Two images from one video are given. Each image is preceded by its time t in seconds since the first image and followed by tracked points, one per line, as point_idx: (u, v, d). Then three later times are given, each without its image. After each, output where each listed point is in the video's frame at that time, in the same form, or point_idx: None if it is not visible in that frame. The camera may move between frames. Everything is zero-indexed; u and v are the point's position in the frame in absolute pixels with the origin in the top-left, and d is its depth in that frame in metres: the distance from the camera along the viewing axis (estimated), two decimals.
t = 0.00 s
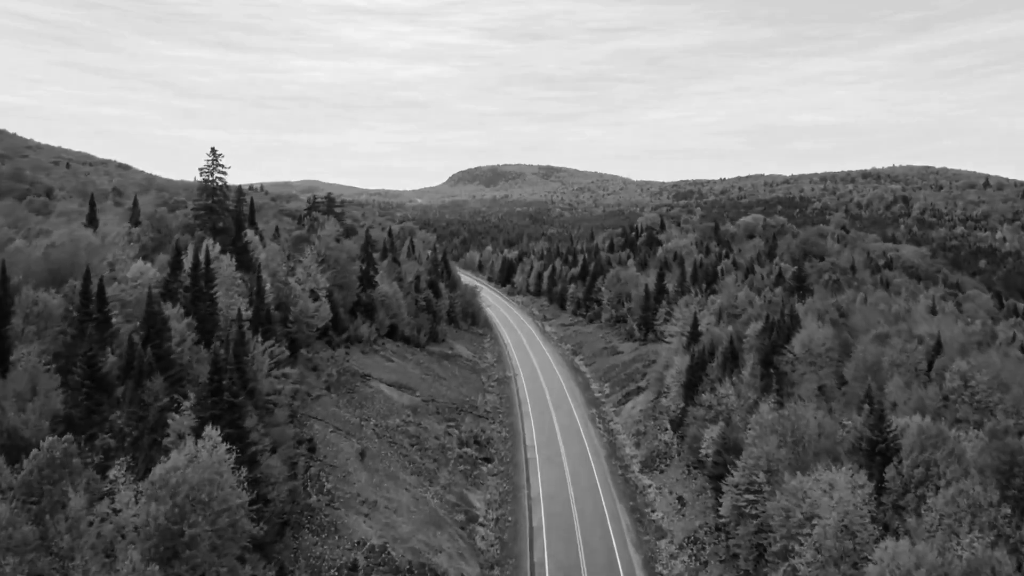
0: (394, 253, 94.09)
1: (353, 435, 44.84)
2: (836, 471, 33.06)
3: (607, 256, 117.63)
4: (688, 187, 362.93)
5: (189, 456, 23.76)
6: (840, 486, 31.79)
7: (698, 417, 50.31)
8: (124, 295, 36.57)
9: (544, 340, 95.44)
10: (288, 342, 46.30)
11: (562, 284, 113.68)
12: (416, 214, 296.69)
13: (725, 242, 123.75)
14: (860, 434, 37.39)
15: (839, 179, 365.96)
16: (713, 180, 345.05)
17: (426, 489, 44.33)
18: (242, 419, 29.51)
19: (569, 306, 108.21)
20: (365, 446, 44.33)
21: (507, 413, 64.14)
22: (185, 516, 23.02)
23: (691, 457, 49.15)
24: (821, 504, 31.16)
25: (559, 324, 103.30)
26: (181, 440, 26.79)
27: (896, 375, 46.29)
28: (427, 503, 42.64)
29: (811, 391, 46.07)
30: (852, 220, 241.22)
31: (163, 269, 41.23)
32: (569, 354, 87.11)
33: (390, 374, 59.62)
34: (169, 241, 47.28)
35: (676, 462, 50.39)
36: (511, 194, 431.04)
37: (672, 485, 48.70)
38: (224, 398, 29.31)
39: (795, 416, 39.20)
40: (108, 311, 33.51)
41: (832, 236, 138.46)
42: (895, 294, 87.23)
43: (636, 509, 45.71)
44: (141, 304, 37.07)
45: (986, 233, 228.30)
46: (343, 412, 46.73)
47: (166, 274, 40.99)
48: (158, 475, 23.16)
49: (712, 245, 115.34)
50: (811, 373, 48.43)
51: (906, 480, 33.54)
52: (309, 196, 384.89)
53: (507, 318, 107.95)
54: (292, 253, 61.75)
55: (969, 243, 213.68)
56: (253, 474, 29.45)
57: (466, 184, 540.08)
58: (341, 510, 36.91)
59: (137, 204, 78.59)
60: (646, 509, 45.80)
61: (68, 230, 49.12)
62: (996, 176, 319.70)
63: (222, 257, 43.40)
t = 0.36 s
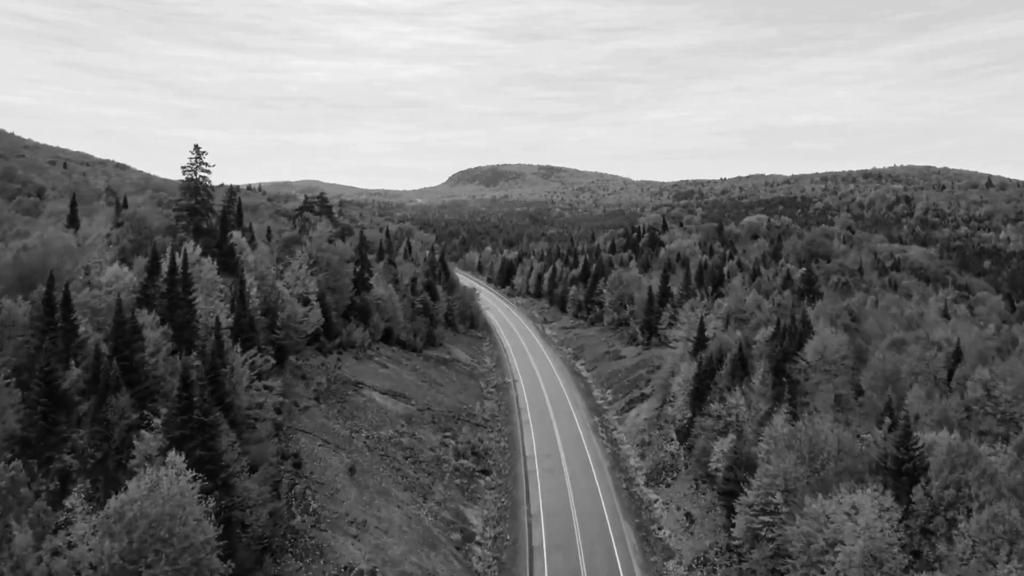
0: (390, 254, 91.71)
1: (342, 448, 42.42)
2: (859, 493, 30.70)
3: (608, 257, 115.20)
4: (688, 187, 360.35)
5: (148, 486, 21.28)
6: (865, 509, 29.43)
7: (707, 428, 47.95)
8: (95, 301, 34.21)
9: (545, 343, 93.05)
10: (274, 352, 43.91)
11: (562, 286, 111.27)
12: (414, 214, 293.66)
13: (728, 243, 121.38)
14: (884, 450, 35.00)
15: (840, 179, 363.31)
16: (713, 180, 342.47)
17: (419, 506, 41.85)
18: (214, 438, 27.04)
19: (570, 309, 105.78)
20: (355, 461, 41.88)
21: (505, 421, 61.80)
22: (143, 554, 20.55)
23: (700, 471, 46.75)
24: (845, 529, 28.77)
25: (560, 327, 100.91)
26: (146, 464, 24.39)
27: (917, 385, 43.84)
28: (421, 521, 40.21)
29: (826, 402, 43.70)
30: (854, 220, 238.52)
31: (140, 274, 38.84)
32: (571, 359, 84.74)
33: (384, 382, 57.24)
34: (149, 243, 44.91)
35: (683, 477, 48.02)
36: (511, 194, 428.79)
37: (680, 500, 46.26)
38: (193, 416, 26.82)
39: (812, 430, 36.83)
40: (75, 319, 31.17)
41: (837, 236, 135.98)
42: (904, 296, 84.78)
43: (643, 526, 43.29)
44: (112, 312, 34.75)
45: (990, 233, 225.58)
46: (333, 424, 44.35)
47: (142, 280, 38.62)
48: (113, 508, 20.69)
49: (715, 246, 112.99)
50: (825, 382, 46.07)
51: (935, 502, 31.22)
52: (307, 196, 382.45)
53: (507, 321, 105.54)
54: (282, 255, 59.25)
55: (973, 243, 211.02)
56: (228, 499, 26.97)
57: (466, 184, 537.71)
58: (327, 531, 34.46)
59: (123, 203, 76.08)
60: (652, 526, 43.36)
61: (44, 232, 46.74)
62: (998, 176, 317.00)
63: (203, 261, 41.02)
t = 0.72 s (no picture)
0: (386, 256, 88.91)
1: (329, 465, 39.69)
2: (890, 520, 27.99)
3: (610, 258, 112.37)
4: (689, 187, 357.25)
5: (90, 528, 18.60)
6: (898, 539, 26.74)
7: (717, 442, 45.21)
8: (56, 310, 31.58)
9: (545, 348, 90.22)
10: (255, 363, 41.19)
11: (563, 288, 108.42)
12: (413, 214, 290.48)
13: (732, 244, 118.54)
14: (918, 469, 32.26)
15: (841, 179, 360.10)
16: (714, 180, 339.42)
17: (411, 528, 39.11)
18: (176, 467, 24.51)
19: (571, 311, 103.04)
20: (342, 479, 39.09)
21: (504, 431, 59.03)
22: None
23: (710, 488, 43.98)
24: (876, 563, 26.05)
25: (561, 330, 98.10)
26: (97, 497, 21.82)
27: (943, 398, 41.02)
28: (412, 544, 37.47)
29: (845, 416, 40.94)
30: (857, 220, 235.35)
31: (110, 279, 36.15)
32: (572, 364, 81.97)
33: (376, 391, 54.52)
34: (125, 245, 42.21)
35: (692, 494, 45.32)
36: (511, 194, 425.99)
37: (690, 519, 43.57)
38: (153, 442, 24.23)
39: (834, 448, 34.13)
40: (31, 330, 28.60)
41: (843, 237, 133.05)
42: (916, 300, 81.84)
43: (650, 547, 40.54)
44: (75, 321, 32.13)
45: (995, 233, 222.30)
46: (319, 438, 41.64)
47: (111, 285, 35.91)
48: (48, 554, 17.98)
49: (720, 247, 110.16)
50: (844, 394, 43.32)
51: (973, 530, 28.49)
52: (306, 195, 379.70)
53: (506, 324, 102.71)
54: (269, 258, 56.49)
55: (978, 243, 207.76)
56: (192, 534, 24.31)
57: (466, 184, 534.74)
58: (309, 559, 31.70)
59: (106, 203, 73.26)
60: (660, 547, 40.62)
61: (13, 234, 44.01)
62: (1002, 176, 313.79)
63: (179, 265, 38.37)
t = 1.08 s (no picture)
0: (381, 258, 86.14)
1: (314, 485, 37.04)
2: (928, 553, 25.39)
3: (611, 259, 109.58)
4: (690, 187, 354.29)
5: None
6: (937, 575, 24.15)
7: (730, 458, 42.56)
8: (12, 320, 28.90)
9: (545, 352, 87.45)
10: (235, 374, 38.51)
11: (564, 290, 105.62)
12: (412, 214, 287.49)
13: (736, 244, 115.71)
14: (955, 493, 29.65)
15: (843, 179, 356.91)
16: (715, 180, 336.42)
17: (401, 552, 36.40)
18: (129, 501, 22.07)
19: (572, 315, 100.26)
20: (328, 500, 36.39)
21: (502, 442, 56.36)
22: None
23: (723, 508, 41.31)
24: None
25: (562, 334, 95.34)
26: (34, 540, 19.40)
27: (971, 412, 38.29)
28: (403, 569, 34.82)
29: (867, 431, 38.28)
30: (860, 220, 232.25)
31: (76, 285, 33.43)
32: (573, 370, 79.25)
33: (368, 400, 51.89)
34: (98, 248, 39.50)
35: (703, 513, 42.68)
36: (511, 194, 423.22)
37: (700, 541, 41.01)
38: (103, 474, 21.70)
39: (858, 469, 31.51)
40: None
41: (849, 238, 130.12)
42: (929, 303, 78.93)
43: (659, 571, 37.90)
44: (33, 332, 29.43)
45: (1000, 233, 219.05)
46: (305, 454, 39.00)
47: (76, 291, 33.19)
48: None
49: (724, 248, 107.36)
50: (864, 407, 40.61)
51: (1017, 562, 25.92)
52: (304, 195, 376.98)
53: (505, 327, 99.93)
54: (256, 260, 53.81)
55: (983, 243, 204.49)
56: None
57: (465, 184, 532.10)
58: None
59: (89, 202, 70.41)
60: (670, 572, 37.99)
61: None
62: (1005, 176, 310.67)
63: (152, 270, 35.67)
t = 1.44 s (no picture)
0: (376, 260, 83.64)
1: (299, 504, 34.68)
2: None
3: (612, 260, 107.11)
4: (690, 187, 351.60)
5: None
6: None
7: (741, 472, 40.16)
8: None
9: (545, 356, 85.01)
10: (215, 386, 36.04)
11: (564, 292, 103.13)
12: (411, 213, 285.16)
13: (740, 245, 113.17)
14: (992, 517, 27.37)
15: (844, 179, 354.05)
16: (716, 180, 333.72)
17: None
18: (78, 540, 19.62)
19: (574, 318, 97.79)
20: (313, 521, 33.97)
21: (501, 453, 53.98)
22: None
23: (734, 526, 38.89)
24: None
25: (563, 337, 92.88)
26: None
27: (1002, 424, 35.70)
28: None
29: (889, 445, 35.85)
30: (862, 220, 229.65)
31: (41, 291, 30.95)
32: (574, 375, 76.83)
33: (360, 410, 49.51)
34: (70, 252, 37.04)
35: (713, 531, 40.30)
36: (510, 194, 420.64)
37: (710, 562, 38.60)
38: (47, 509, 19.19)
39: (886, 489, 29.17)
40: None
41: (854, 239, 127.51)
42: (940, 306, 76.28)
43: None
44: None
45: (1004, 233, 216.13)
46: (290, 471, 36.63)
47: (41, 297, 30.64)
48: None
49: (728, 249, 104.88)
50: (885, 420, 38.16)
51: None
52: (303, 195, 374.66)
53: (505, 330, 97.48)
54: (243, 263, 51.37)
55: (987, 243, 201.72)
56: None
57: (465, 184, 529.48)
58: None
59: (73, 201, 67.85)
60: None
61: None
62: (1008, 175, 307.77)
63: (125, 275, 33.21)
